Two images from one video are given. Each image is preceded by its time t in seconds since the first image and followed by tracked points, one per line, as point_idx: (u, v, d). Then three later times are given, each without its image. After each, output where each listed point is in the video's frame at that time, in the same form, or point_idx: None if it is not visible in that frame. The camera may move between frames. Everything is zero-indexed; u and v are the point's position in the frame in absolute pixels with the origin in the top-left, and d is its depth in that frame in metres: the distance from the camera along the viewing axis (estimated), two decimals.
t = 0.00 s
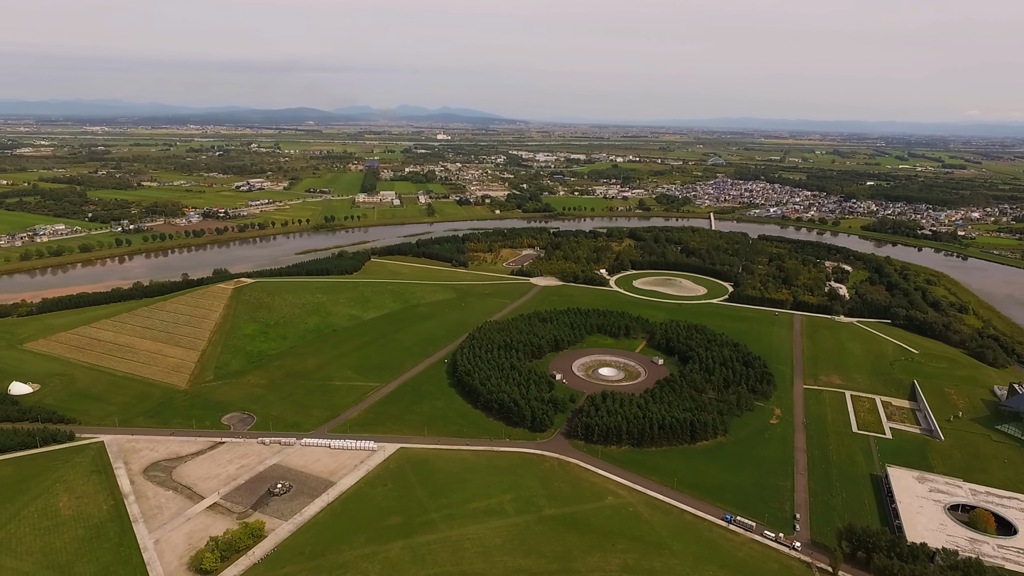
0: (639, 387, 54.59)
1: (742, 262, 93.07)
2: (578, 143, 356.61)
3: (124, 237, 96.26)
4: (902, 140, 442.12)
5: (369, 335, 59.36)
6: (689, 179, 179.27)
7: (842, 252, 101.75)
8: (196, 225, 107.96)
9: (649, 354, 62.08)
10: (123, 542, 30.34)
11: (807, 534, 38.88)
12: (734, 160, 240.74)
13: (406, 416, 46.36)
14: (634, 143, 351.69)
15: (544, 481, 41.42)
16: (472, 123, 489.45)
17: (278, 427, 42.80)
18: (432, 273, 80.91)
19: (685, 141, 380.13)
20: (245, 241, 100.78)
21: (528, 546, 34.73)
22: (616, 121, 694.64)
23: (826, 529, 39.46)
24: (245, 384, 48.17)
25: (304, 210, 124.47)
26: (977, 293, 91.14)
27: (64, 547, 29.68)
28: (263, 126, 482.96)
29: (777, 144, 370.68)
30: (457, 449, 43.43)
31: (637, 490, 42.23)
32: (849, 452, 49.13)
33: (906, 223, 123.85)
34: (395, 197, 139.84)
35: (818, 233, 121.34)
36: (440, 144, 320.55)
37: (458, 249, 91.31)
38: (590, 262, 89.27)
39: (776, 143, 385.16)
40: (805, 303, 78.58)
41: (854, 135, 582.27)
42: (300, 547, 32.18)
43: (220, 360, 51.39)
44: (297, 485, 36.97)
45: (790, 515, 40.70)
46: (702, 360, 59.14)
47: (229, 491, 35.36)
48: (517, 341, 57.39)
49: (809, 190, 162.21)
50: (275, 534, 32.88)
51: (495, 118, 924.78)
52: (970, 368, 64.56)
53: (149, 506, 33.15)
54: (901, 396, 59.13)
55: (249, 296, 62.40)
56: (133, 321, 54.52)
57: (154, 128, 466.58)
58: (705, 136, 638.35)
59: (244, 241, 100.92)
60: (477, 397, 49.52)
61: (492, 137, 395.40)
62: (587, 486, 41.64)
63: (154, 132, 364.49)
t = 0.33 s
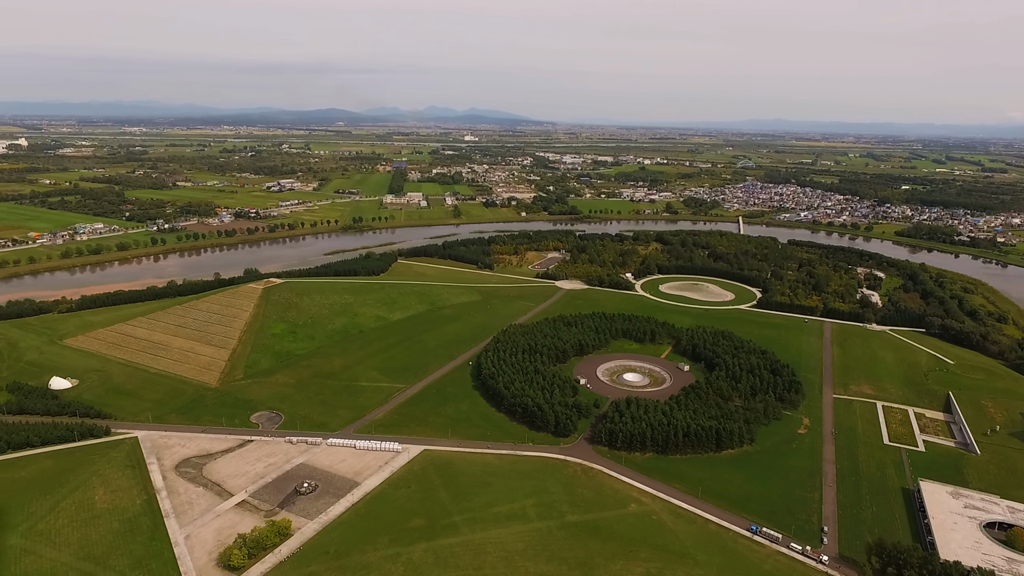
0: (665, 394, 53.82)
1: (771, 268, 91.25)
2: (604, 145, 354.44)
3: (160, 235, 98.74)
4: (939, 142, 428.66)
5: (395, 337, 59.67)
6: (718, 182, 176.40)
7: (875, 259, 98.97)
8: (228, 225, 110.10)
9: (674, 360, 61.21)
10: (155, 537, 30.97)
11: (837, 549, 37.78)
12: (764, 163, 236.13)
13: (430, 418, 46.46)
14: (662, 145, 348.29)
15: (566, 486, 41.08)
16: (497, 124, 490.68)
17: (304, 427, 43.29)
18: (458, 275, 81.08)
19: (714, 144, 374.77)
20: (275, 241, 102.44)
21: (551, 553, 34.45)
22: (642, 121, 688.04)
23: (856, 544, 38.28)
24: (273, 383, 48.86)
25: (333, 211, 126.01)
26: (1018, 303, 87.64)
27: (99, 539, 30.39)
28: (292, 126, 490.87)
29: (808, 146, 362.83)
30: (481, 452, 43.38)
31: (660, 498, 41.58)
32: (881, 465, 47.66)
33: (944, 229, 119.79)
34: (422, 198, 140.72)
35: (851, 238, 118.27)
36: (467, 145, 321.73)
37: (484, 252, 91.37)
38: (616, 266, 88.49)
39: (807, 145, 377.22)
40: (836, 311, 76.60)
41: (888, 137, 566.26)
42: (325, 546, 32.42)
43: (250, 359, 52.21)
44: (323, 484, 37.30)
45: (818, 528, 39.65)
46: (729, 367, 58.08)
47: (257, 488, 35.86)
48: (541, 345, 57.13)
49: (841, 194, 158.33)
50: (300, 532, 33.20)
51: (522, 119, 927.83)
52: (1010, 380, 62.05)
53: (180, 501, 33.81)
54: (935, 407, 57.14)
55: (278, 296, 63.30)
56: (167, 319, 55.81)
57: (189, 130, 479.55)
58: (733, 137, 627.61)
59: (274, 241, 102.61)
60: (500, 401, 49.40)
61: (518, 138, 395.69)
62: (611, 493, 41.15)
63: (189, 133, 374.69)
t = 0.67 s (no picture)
0: (689, 400, 53.05)
1: (800, 273, 89.37)
2: (630, 147, 351.94)
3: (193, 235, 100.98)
4: (977, 146, 414.70)
5: (419, 339, 59.90)
6: (746, 185, 173.46)
7: (908, 265, 96.14)
8: (258, 225, 112.10)
9: (699, 366, 60.32)
10: (184, 532, 31.56)
11: (866, 565, 36.69)
12: (793, 166, 231.40)
13: (453, 421, 46.52)
14: (690, 148, 344.41)
15: (588, 492, 40.70)
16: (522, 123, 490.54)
17: (329, 427, 43.70)
18: (482, 277, 81.13)
19: (743, 146, 369.48)
20: (303, 241, 103.94)
21: (572, 559, 34.14)
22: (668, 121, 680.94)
23: (886, 560, 37.13)
24: (299, 383, 49.46)
25: (360, 212, 127.36)
26: None
27: (131, 533, 31.08)
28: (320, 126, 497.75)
29: (840, 149, 354.36)
30: (504, 456, 43.27)
31: (684, 506, 40.92)
32: (913, 478, 46.18)
33: (982, 235, 115.69)
34: (448, 200, 141.31)
35: (883, 244, 115.13)
36: (493, 146, 322.23)
37: (509, 254, 91.29)
38: (641, 270, 87.60)
39: (839, 148, 368.89)
40: (866, 319, 74.59)
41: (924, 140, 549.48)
42: (348, 546, 32.61)
43: (278, 358, 52.96)
44: (347, 484, 37.58)
45: (846, 542, 38.62)
46: (755, 375, 57.00)
47: (282, 487, 36.30)
48: (564, 349, 56.79)
49: (873, 198, 154.28)
50: (324, 532, 33.47)
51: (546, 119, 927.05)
52: None
53: (209, 498, 34.37)
54: (970, 420, 55.13)
55: (306, 296, 64.13)
56: (198, 318, 56.95)
57: (220, 130, 491.09)
58: (760, 137, 616.71)
59: (303, 241, 104.11)
60: (523, 405, 49.22)
61: (544, 141, 395.10)
62: (633, 500, 40.65)
63: (224, 133, 383.24)
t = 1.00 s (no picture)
0: (712, 408, 52.28)
1: (827, 279, 87.53)
2: (653, 149, 348.88)
3: (221, 235, 102.76)
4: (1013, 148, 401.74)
5: (441, 341, 60.05)
6: (773, 189, 170.55)
7: (939, 272, 93.44)
8: (284, 225, 113.66)
9: (723, 372, 59.44)
10: (210, 530, 32.02)
11: None
12: (821, 169, 226.83)
13: (473, 424, 46.49)
14: (715, 150, 340.17)
15: (608, 499, 40.30)
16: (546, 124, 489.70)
17: (351, 428, 43.98)
18: (504, 280, 81.04)
19: (770, 149, 363.91)
20: (328, 242, 105.06)
21: (591, 566, 33.78)
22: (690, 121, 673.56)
23: None
24: (323, 384, 49.93)
25: (384, 213, 128.36)
26: None
27: (159, 530, 31.66)
28: (345, 126, 503.25)
29: (871, 152, 346.40)
30: (524, 460, 43.11)
31: (705, 515, 40.27)
32: (944, 491, 44.79)
33: (1019, 241, 111.86)
34: (470, 202, 141.62)
35: (914, 249, 112.16)
36: (516, 148, 322.58)
37: (531, 257, 91.11)
38: (664, 274, 86.68)
39: (869, 150, 360.95)
40: (896, 326, 72.69)
41: (957, 143, 534.17)
42: (369, 547, 32.73)
43: (302, 359, 53.54)
44: (369, 486, 37.78)
45: (872, 556, 37.63)
46: (780, 383, 55.96)
47: (305, 487, 36.63)
48: (586, 354, 56.41)
49: (904, 203, 150.52)
50: (346, 532, 33.66)
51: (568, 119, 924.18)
52: None
53: (233, 497, 34.83)
54: (1003, 433, 53.27)
55: (329, 297, 64.75)
56: (226, 318, 57.92)
57: (247, 129, 500.08)
58: (786, 139, 606.15)
59: (327, 242, 105.27)
60: (544, 409, 49.02)
61: (569, 143, 394.28)
62: (653, 508, 40.12)
63: (252, 134, 390.46)
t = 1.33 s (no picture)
0: (734, 415, 51.45)
1: (854, 285, 85.74)
2: (677, 151, 345.57)
3: (247, 236, 104.40)
4: None
5: (462, 344, 60.10)
6: (800, 192, 167.57)
7: (971, 278, 90.77)
8: (309, 226, 114.99)
9: (746, 379, 58.50)
10: (234, 528, 32.42)
11: None
12: (849, 172, 222.30)
13: (493, 428, 46.40)
14: (740, 153, 335.63)
15: (628, 506, 39.77)
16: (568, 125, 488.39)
17: (373, 430, 44.19)
18: (526, 283, 80.87)
19: (796, 151, 358.00)
20: (351, 243, 106.09)
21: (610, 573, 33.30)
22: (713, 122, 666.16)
23: None
24: (345, 385, 50.30)
25: (407, 215, 129.14)
26: None
27: (185, 527, 32.18)
28: (367, 126, 508.04)
29: (899, 154, 338.34)
30: (543, 465, 42.87)
31: (726, 524, 39.56)
32: (976, 506, 43.37)
33: None
34: (492, 204, 141.70)
35: (945, 255, 109.20)
36: (539, 150, 321.92)
37: (552, 260, 90.83)
38: (687, 279, 85.72)
39: (898, 153, 353.10)
40: (924, 334, 70.80)
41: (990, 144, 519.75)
42: (388, 549, 32.79)
43: (324, 360, 54.00)
44: (389, 488, 37.95)
45: (899, 570, 36.63)
46: (804, 391, 54.86)
47: (327, 488, 36.91)
48: (607, 358, 55.99)
49: (935, 207, 146.72)
50: (366, 534, 33.82)
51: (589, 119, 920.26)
52: None
53: (257, 496, 35.24)
54: None
55: (352, 298, 65.28)
56: (251, 319, 58.76)
57: (272, 130, 507.47)
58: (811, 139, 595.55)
59: (351, 243, 106.24)
60: (564, 414, 48.76)
61: (591, 145, 393.29)
62: (673, 515, 39.49)
63: (278, 136, 396.78)
